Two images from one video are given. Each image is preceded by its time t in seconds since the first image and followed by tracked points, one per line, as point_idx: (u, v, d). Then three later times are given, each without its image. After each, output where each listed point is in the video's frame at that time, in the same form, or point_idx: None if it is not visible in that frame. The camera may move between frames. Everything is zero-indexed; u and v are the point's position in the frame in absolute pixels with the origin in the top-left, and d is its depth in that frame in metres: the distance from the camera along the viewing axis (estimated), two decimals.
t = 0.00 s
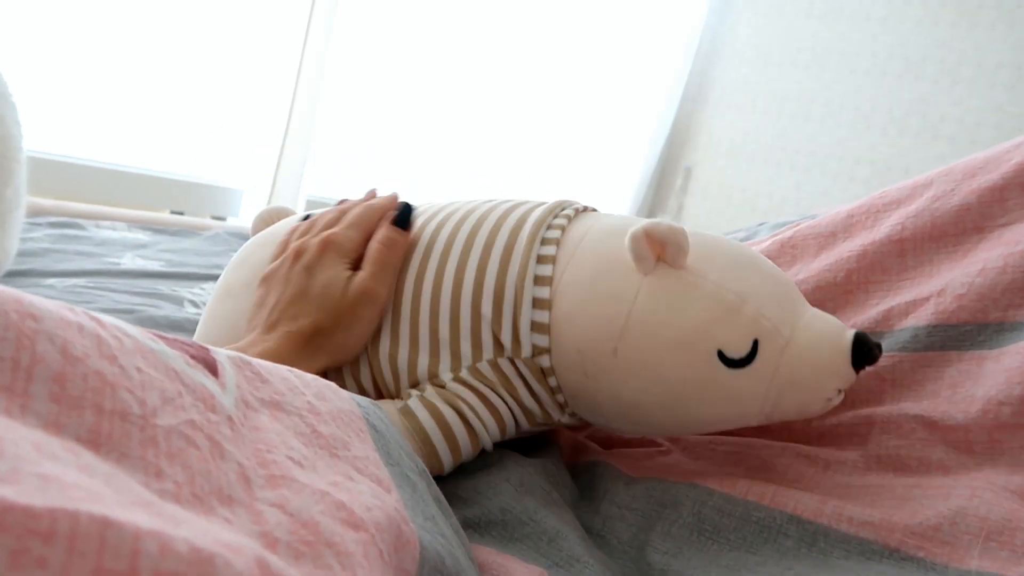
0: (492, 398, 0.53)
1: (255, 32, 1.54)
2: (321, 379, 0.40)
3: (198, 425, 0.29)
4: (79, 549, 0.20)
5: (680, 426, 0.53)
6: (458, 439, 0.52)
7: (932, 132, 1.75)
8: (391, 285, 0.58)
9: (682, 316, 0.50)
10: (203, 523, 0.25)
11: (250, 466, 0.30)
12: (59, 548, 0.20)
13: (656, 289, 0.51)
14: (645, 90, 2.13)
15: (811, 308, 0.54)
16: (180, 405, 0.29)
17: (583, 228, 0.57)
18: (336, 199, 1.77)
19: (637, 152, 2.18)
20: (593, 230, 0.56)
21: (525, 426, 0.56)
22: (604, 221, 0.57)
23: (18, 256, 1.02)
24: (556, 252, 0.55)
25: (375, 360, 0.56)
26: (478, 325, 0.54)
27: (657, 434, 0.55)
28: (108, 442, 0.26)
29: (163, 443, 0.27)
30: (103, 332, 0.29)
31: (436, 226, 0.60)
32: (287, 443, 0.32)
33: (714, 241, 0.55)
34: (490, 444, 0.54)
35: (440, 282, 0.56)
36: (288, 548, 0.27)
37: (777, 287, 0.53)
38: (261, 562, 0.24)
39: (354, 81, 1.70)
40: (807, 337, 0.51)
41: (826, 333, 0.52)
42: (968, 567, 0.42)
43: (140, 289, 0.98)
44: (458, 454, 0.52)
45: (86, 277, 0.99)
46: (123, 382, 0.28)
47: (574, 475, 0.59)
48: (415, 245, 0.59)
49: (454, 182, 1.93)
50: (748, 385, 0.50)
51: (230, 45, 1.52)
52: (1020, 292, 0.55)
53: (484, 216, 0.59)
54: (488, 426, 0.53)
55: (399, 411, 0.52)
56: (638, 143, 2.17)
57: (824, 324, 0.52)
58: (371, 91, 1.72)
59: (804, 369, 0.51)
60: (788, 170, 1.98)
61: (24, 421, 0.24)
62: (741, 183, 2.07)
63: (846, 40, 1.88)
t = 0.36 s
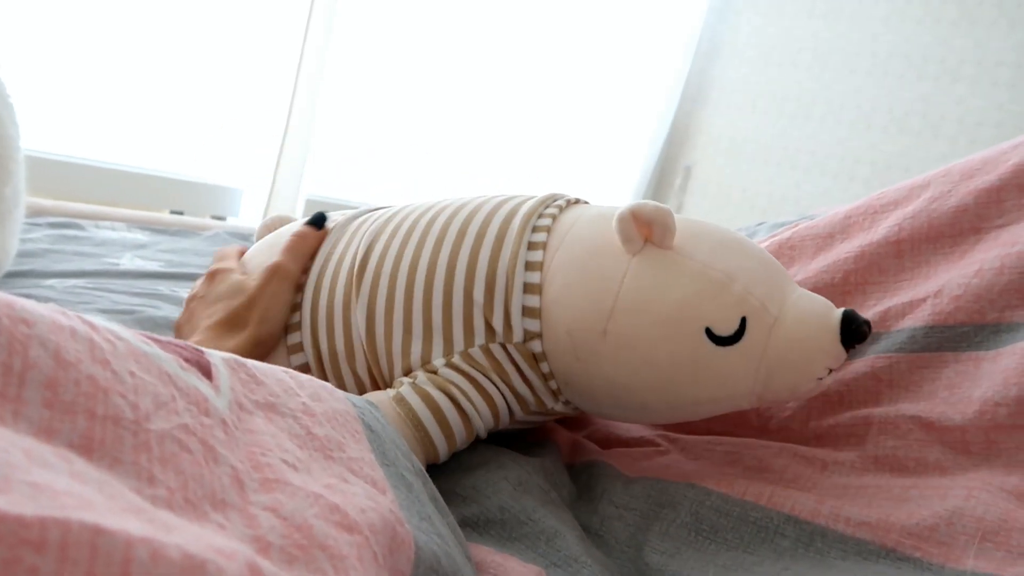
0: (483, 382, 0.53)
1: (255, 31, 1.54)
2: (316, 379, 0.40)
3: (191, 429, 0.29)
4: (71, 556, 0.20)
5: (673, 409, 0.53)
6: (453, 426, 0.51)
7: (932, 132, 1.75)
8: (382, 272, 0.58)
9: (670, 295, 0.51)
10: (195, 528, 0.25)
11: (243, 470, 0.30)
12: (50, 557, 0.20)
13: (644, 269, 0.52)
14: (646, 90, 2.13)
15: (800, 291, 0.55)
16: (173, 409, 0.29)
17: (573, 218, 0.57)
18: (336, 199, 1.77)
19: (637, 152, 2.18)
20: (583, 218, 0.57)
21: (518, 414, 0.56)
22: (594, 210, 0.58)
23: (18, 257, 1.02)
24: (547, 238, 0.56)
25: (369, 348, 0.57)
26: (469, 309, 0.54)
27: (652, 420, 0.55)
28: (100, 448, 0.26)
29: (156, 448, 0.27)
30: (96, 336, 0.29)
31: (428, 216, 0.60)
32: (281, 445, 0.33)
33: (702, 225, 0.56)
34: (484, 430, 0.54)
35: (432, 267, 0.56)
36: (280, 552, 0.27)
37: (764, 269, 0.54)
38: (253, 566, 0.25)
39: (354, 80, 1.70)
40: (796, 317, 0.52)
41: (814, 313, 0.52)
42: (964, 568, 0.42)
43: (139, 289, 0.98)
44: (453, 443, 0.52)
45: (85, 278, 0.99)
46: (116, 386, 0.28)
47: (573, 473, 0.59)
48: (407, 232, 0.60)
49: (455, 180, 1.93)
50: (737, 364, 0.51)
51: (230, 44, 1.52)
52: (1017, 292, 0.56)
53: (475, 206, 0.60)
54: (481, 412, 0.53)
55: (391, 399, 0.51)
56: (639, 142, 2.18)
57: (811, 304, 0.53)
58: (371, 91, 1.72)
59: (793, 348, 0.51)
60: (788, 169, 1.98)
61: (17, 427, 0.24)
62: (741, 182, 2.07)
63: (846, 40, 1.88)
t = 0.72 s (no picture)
0: (485, 388, 0.53)
1: (256, 32, 1.54)
2: (317, 379, 0.40)
3: (191, 429, 0.29)
4: (70, 557, 0.20)
5: (675, 416, 0.52)
6: (455, 432, 0.51)
7: (931, 133, 1.75)
8: (383, 276, 0.57)
9: (673, 301, 0.50)
10: (196, 528, 0.25)
11: (243, 470, 0.30)
12: (50, 558, 0.20)
13: (647, 275, 0.51)
14: (645, 90, 2.13)
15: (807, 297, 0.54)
16: (173, 409, 0.29)
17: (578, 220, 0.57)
18: (336, 200, 1.76)
19: (637, 152, 2.17)
20: (587, 223, 0.57)
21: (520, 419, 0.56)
22: (598, 214, 0.58)
23: (17, 259, 1.02)
24: (549, 243, 0.56)
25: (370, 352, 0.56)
26: (472, 314, 0.54)
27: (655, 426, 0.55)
28: (100, 448, 0.25)
29: (156, 448, 0.27)
30: (96, 335, 0.29)
31: (431, 220, 0.60)
32: (282, 445, 0.32)
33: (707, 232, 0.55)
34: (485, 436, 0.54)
35: (434, 272, 0.56)
36: (281, 552, 0.27)
37: (770, 275, 0.53)
38: (253, 567, 0.24)
39: (355, 81, 1.70)
40: (802, 324, 0.51)
41: (821, 319, 0.51)
42: (967, 568, 0.42)
43: (138, 291, 0.98)
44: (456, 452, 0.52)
45: (84, 280, 0.99)
46: (116, 386, 0.28)
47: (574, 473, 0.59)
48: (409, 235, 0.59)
49: (455, 181, 1.93)
50: (741, 371, 0.50)
51: (230, 45, 1.52)
52: (1019, 292, 0.55)
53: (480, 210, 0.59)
54: (482, 417, 0.53)
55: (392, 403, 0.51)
56: (638, 142, 2.18)
57: (818, 311, 0.52)
58: (371, 91, 1.72)
59: (799, 355, 0.50)
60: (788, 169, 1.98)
61: (16, 426, 0.24)
62: (741, 183, 2.07)
63: (846, 41, 1.87)
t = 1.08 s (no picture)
0: (500, 422, 0.53)
1: (254, 32, 1.53)
2: (318, 382, 0.39)
3: (190, 431, 0.29)
4: (68, 559, 0.20)
5: (691, 469, 0.52)
6: (463, 461, 0.52)
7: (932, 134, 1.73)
8: (402, 296, 0.56)
9: (705, 359, 0.50)
10: (194, 531, 0.24)
11: (242, 473, 0.29)
12: (46, 560, 0.19)
13: (681, 330, 0.51)
14: (645, 90, 2.13)
15: (833, 358, 0.54)
16: (172, 411, 0.29)
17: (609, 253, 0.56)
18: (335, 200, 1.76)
19: (637, 152, 2.17)
20: (617, 259, 0.56)
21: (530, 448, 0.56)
22: (631, 249, 0.57)
23: (16, 260, 1.01)
24: (579, 278, 0.55)
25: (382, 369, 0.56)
26: (492, 351, 0.54)
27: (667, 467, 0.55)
28: (98, 450, 0.25)
29: (154, 451, 0.27)
30: (95, 336, 0.29)
31: (456, 234, 0.58)
32: (281, 448, 0.32)
33: (740, 284, 0.55)
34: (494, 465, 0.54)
35: (454, 303, 0.55)
36: (279, 557, 0.27)
37: (799, 337, 0.53)
38: (252, 570, 0.24)
39: (354, 81, 1.69)
40: (830, 396, 0.51)
41: (851, 388, 0.51)
42: (969, 569, 0.41)
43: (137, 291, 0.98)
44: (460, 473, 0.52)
45: (83, 280, 0.99)
46: (115, 388, 0.27)
47: (576, 482, 0.59)
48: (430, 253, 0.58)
49: (454, 181, 1.93)
50: (764, 435, 0.50)
51: (229, 45, 1.52)
52: (1020, 293, 0.55)
53: (504, 235, 0.58)
54: (494, 449, 0.53)
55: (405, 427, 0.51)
56: (639, 142, 2.18)
57: (847, 379, 0.52)
58: (370, 91, 1.72)
59: (825, 426, 0.50)
60: (788, 169, 1.98)
61: (13, 428, 0.24)
62: (741, 182, 2.07)
63: (846, 41, 1.87)
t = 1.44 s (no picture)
0: (494, 401, 0.52)
1: (253, 31, 1.54)
2: (316, 377, 0.39)
3: (191, 426, 0.29)
4: (69, 556, 0.20)
5: (678, 430, 0.52)
6: (458, 438, 0.51)
7: (931, 132, 1.71)
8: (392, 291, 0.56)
9: (686, 317, 0.50)
10: (196, 527, 0.25)
11: (244, 468, 0.29)
12: (49, 556, 0.20)
13: (660, 292, 0.51)
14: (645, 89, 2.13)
15: (810, 317, 0.55)
16: (174, 406, 0.29)
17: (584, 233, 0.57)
18: (336, 198, 1.77)
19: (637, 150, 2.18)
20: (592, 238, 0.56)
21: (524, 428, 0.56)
22: (604, 226, 0.57)
23: (14, 256, 1.01)
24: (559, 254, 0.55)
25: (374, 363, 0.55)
26: (479, 329, 0.53)
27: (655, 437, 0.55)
28: (99, 446, 0.25)
29: (156, 446, 0.27)
30: (96, 331, 0.29)
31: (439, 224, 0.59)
32: (282, 443, 0.32)
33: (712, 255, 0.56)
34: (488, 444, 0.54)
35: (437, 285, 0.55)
36: (280, 551, 0.27)
37: (774, 296, 0.54)
38: (253, 567, 0.24)
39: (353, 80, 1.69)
40: (807, 349, 0.53)
41: (829, 339, 0.54)
42: (967, 565, 0.41)
43: (137, 288, 0.98)
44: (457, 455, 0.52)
45: (82, 276, 0.99)
46: (116, 384, 0.27)
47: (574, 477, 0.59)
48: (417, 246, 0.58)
49: (453, 181, 1.93)
50: (751, 387, 0.51)
51: (229, 44, 1.52)
52: (1019, 289, 0.55)
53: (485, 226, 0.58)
54: (488, 426, 0.52)
55: (396, 410, 0.51)
56: (639, 140, 2.18)
57: (824, 330, 0.54)
58: (368, 90, 1.72)
59: (810, 370, 0.52)
60: (787, 168, 1.98)
61: (15, 424, 0.24)
62: (741, 180, 2.07)
63: (846, 39, 1.87)
